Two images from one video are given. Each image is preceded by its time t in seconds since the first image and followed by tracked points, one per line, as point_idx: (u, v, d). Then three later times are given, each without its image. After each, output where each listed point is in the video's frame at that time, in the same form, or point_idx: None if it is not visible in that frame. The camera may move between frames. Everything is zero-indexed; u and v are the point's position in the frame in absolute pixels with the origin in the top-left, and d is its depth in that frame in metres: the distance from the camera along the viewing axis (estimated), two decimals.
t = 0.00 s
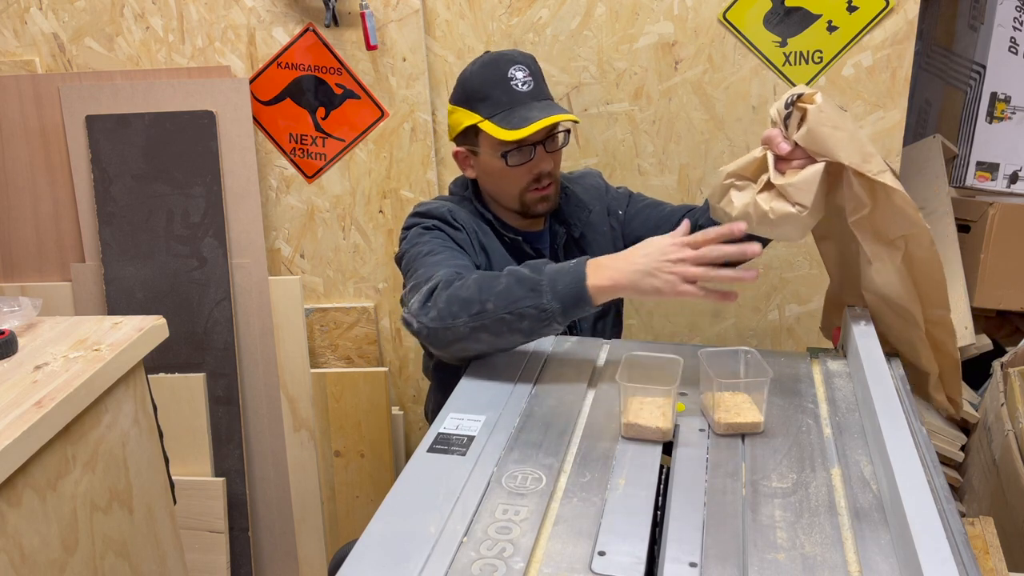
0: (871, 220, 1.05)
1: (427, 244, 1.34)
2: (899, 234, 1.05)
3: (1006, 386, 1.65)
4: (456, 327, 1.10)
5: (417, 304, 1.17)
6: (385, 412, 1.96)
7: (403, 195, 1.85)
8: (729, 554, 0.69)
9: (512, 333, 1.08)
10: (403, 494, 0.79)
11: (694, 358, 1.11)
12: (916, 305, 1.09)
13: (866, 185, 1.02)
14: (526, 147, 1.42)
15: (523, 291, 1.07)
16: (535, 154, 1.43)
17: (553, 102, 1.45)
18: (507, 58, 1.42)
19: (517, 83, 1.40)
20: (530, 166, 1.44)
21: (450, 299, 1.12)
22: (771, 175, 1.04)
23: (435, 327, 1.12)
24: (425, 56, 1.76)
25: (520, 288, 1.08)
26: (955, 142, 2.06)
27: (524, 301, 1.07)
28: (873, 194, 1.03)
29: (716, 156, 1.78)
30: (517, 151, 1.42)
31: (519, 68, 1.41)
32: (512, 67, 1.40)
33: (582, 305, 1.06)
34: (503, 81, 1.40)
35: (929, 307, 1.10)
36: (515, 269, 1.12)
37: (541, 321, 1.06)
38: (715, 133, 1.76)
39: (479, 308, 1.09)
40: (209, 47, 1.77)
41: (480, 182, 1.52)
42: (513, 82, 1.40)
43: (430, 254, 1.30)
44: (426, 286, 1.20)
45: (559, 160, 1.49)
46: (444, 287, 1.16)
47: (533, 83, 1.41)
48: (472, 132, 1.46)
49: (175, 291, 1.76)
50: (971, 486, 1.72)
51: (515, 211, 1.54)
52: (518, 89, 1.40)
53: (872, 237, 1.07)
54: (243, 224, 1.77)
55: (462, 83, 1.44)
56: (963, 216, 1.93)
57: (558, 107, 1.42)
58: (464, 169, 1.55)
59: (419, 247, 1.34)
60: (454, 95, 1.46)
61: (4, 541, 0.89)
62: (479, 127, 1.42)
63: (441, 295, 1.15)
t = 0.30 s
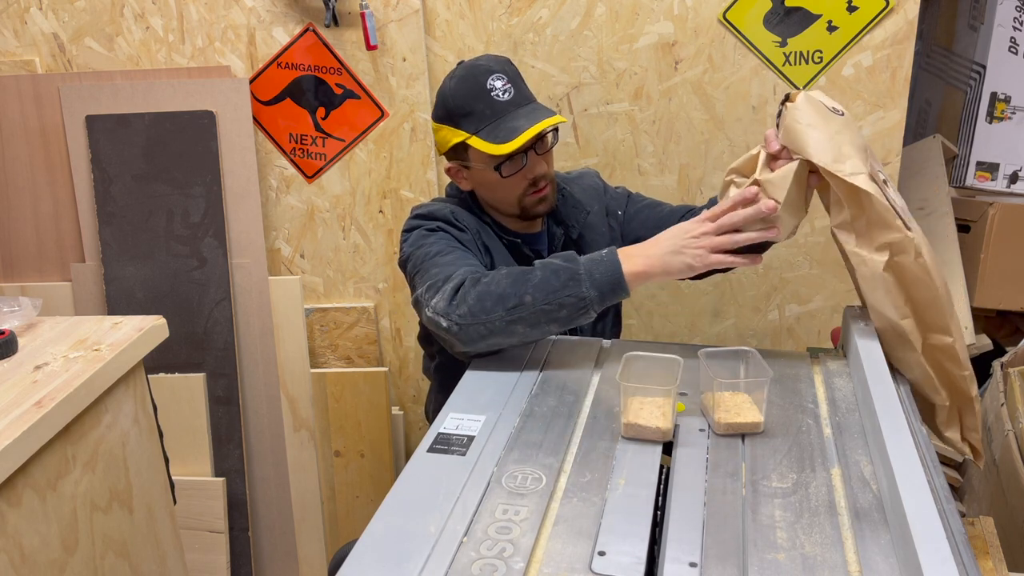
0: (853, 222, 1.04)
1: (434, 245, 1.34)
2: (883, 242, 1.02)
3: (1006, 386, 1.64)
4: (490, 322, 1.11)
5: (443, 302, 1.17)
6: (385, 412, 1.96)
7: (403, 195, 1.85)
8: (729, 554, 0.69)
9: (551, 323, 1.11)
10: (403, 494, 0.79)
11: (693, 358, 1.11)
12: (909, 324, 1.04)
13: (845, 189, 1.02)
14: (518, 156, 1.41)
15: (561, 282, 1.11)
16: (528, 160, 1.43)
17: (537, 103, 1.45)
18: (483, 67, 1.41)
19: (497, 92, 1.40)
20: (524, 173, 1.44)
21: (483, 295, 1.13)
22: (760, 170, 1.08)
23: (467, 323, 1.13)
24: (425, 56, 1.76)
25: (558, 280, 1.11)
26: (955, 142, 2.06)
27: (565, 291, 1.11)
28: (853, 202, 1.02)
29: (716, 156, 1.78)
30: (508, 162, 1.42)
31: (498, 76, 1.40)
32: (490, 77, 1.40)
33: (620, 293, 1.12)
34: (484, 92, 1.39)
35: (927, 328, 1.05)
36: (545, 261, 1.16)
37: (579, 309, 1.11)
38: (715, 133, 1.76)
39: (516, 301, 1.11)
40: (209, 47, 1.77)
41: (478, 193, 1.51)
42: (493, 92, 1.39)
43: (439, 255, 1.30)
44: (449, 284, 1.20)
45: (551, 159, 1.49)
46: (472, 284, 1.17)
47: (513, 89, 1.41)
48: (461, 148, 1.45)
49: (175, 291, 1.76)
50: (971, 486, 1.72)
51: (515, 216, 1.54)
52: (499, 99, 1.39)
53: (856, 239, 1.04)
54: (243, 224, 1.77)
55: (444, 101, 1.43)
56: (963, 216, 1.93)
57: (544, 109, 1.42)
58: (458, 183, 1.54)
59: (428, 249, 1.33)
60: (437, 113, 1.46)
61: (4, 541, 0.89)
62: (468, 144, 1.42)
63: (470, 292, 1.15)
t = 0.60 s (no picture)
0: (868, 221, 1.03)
1: (413, 249, 1.36)
2: (896, 244, 1.01)
3: (1006, 386, 1.64)
4: (406, 336, 1.10)
5: (376, 311, 1.18)
6: (385, 412, 1.96)
7: (403, 195, 1.85)
8: (729, 554, 0.69)
9: (460, 345, 1.06)
10: (402, 494, 0.79)
11: (694, 358, 1.10)
12: (916, 324, 1.04)
13: (861, 189, 1.02)
14: (528, 152, 1.42)
15: (470, 304, 1.05)
16: (537, 156, 1.43)
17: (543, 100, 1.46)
18: (490, 66, 1.41)
19: (506, 89, 1.40)
20: (534, 169, 1.44)
21: (404, 310, 1.12)
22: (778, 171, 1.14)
23: (386, 335, 1.13)
24: (425, 56, 1.76)
25: (467, 301, 1.06)
26: (955, 142, 2.06)
27: (470, 313, 1.05)
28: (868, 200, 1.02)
29: (716, 156, 1.78)
30: (519, 158, 1.43)
31: (504, 74, 1.41)
32: (497, 74, 1.40)
33: (525, 324, 1.03)
34: (492, 90, 1.40)
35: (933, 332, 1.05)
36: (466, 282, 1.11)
37: (482, 334, 1.04)
38: (715, 133, 1.76)
39: (429, 318, 1.08)
40: (209, 47, 1.77)
41: (484, 192, 1.51)
42: (502, 89, 1.40)
43: (410, 260, 1.31)
44: (386, 293, 1.21)
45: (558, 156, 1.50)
46: (401, 295, 1.16)
47: (521, 86, 1.42)
48: (470, 147, 1.45)
49: (175, 291, 1.76)
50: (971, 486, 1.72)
51: (523, 216, 1.53)
52: (508, 96, 1.40)
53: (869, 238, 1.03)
54: (243, 224, 1.77)
55: (451, 101, 1.43)
56: (963, 216, 1.93)
57: (552, 105, 1.43)
58: (463, 183, 1.54)
59: (405, 253, 1.36)
60: (443, 112, 1.46)
61: (4, 541, 0.89)
62: (477, 142, 1.42)
63: (396, 303, 1.15)
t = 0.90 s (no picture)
0: (900, 235, 1.07)
1: (409, 252, 1.34)
2: (923, 247, 1.07)
3: (1006, 386, 1.65)
4: (399, 339, 1.10)
5: (370, 316, 1.17)
6: (385, 412, 1.96)
7: (403, 195, 1.85)
8: (729, 554, 0.68)
9: (454, 343, 1.06)
10: (402, 494, 0.79)
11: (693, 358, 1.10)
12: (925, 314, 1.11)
13: (899, 202, 1.05)
14: (527, 152, 1.42)
15: (461, 300, 1.05)
16: (535, 155, 1.44)
17: (540, 99, 1.46)
18: (487, 66, 1.41)
19: (503, 89, 1.40)
20: (532, 168, 1.44)
21: (397, 312, 1.11)
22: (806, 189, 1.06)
23: (381, 339, 1.12)
24: (426, 57, 1.76)
25: (457, 298, 1.05)
26: (955, 142, 2.06)
27: (461, 310, 1.04)
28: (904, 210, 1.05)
29: (716, 156, 1.78)
30: (518, 158, 1.43)
31: (502, 74, 1.41)
32: (494, 74, 1.40)
33: (516, 316, 1.02)
34: (490, 90, 1.40)
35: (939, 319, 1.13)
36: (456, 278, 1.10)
37: (475, 330, 1.03)
38: (715, 133, 1.76)
39: (420, 318, 1.07)
40: (208, 47, 1.77)
41: (481, 192, 1.51)
42: (499, 89, 1.40)
43: (407, 263, 1.30)
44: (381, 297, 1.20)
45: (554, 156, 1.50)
46: (394, 298, 1.16)
47: (518, 86, 1.42)
48: (468, 147, 1.45)
49: (175, 291, 1.76)
50: (971, 486, 1.72)
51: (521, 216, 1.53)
52: (506, 96, 1.40)
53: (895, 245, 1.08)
54: (243, 224, 1.77)
55: (448, 101, 1.43)
56: (963, 216, 1.94)
57: (549, 104, 1.43)
58: (460, 184, 1.54)
59: (401, 256, 1.34)
60: (441, 112, 1.45)
61: (4, 541, 0.89)
62: (476, 142, 1.42)
63: (390, 306, 1.14)
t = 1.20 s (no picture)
0: (879, 224, 1.08)
1: (427, 237, 1.35)
2: (903, 234, 1.08)
3: (1006, 386, 1.64)
4: (457, 295, 1.12)
5: (419, 282, 1.19)
6: (385, 412, 1.96)
7: (403, 195, 1.85)
8: (729, 554, 0.68)
9: (514, 288, 1.09)
10: (403, 494, 0.79)
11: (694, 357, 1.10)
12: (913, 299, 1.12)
13: (874, 193, 1.06)
14: (516, 153, 1.41)
15: (516, 243, 1.08)
16: (525, 156, 1.42)
17: (531, 99, 1.45)
18: (478, 66, 1.42)
19: (493, 89, 1.40)
20: (522, 169, 1.44)
21: (448, 270, 1.13)
22: (782, 191, 1.08)
23: (437, 301, 1.14)
24: (425, 56, 1.76)
25: (512, 242, 1.08)
26: (955, 142, 2.06)
27: (519, 253, 1.07)
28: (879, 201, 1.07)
29: (716, 156, 1.78)
30: (507, 159, 1.42)
31: (492, 75, 1.41)
32: (484, 75, 1.40)
33: (576, 249, 1.05)
34: (479, 90, 1.40)
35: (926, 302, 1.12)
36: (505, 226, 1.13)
37: (536, 270, 1.07)
38: (714, 133, 1.76)
39: (475, 269, 1.10)
40: (209, 47, 1.77)
41: (475, 192, 1.51)
42: (489, 90, 1.40)
43: (430, 245, 1.30)
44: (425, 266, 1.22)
45: (545, 154, 1.50)
46: (441, 263, 1.17)
47: (508, 86, 1.42)
48: (459, 148, 1.44)
49: (175, 291, 1.76)
50: (971, 486, 1.72)
51: (514, 213, 1.54)
52: (495, 96, 1.40)
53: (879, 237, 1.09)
54: (243, 224, 1.77)
55: (439, 102, 1.43)
56: (963, 216, 1.94)
57: (538, 104, 1.43)
58: (456, 184, 1.54)
59: (417, 242, 1.34)
60: (432, 114, 1.45)
61: (4, 540, 0.89)
62: (466, 142, 1.41)
63: (439, 270, 1.16)
